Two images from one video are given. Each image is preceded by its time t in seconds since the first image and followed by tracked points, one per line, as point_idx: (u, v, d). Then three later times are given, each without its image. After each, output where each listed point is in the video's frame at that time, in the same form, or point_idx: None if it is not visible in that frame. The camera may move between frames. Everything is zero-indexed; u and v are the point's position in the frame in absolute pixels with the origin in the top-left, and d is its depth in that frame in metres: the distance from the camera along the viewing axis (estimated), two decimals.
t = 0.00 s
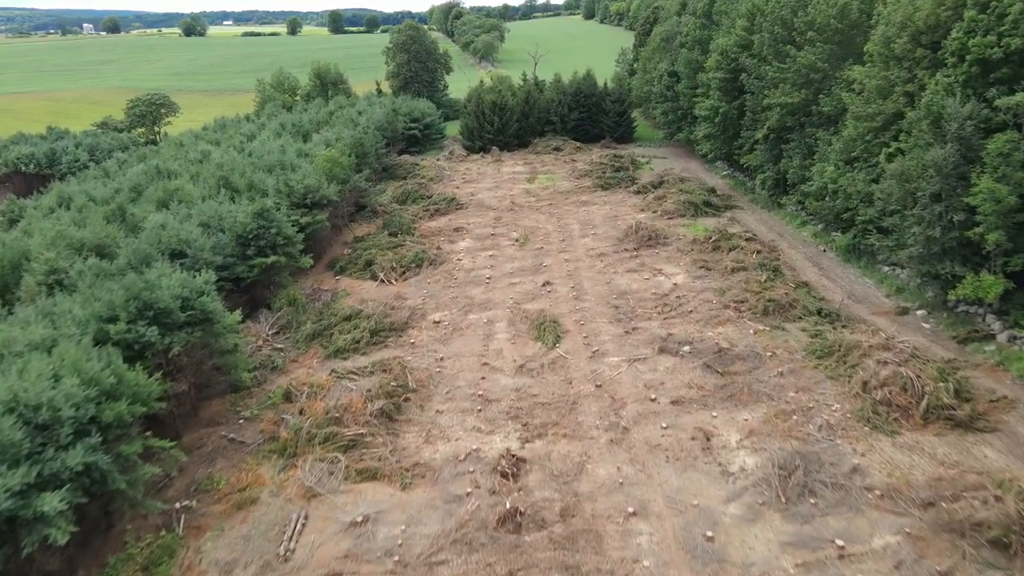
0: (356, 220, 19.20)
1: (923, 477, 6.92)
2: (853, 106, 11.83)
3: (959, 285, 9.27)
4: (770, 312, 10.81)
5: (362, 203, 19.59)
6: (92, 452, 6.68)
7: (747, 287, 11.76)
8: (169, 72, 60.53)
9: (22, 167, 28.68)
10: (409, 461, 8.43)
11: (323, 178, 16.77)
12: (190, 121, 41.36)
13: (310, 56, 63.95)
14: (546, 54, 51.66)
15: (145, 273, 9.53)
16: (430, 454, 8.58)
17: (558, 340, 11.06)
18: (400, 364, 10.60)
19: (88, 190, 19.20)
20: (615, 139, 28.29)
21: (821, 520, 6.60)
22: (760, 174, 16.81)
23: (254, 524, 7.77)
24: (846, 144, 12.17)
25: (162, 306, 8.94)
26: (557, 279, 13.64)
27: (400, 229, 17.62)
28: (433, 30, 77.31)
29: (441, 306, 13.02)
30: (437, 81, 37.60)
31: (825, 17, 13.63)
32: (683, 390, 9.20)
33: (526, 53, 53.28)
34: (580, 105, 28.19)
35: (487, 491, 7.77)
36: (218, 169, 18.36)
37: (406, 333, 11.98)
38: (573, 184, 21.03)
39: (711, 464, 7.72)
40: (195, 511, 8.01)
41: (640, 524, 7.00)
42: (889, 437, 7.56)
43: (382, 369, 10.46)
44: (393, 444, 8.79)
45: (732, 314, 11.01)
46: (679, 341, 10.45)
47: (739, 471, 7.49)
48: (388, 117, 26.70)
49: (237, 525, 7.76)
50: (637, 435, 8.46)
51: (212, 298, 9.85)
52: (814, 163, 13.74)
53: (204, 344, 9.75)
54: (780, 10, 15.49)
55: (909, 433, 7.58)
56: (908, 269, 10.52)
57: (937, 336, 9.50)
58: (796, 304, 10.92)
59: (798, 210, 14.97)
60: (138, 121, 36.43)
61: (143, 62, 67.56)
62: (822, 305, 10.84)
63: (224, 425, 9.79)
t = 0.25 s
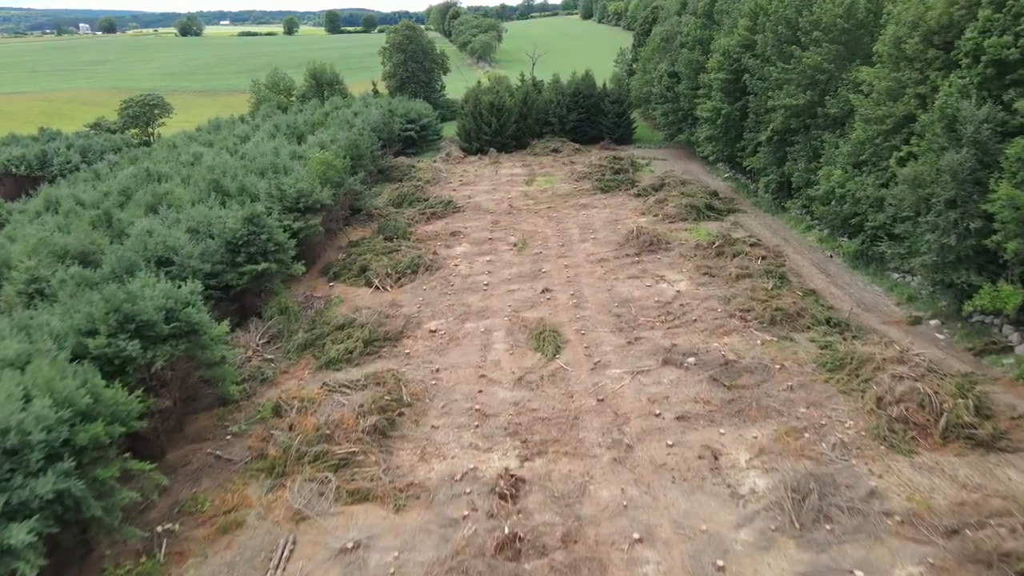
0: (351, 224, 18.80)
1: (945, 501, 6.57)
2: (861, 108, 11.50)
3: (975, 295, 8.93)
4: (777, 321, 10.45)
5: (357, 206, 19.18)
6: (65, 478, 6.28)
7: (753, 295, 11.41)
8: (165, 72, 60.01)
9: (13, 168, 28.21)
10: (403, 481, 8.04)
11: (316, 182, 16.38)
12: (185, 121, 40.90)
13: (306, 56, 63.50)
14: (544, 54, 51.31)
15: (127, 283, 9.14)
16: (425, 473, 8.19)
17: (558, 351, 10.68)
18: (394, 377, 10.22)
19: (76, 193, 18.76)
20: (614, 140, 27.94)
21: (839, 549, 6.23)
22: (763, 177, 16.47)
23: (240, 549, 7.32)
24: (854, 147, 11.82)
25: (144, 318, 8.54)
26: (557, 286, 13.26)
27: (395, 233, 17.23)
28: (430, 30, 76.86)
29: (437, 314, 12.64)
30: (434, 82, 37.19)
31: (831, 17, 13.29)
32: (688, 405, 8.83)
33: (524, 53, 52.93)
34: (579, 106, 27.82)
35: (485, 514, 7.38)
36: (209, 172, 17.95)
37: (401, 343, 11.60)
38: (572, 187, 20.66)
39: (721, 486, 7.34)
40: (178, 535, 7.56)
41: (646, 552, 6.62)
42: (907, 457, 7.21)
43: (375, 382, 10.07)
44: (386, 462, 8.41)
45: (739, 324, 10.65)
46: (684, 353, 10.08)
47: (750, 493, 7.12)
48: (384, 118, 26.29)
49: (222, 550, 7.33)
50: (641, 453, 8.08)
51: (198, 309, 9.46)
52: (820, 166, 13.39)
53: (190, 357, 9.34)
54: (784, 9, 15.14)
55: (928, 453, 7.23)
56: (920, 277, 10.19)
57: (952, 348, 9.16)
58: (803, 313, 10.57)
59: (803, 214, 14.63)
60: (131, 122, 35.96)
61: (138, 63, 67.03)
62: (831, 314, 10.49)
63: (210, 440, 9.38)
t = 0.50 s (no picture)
0: (347, 228, 18.47)
1: (969, 527, 6.24)
2: (871, 110, 11.19)
3: (992, 305, 8.62)
4: (785, 330, 10.14)
5: (353, 209, 18.86)
6: (39, 505, 5.92)
7: (759, 303, 11.09)
8: (163, 72, 59.63)
9: (6, 170, 27.82)
10: (398, 501, 7.71)
11: (311, 185, 16.04)
12: (181, 122, 40.51)
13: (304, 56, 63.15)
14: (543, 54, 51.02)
15: (113, 293, 8.77)
16: (422, 492, 7.86)
17: (560, 361, 10.35)
18: (390, 389, 9.88)
19: (67, 196, 18.40)
20: (615, 142, 27.62)
21: None
22: (768, 180, 16.15)
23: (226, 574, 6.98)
24: (864, 150, 11.50)
25: (129, 330, 8.19)
26: (557, 292, 12.94)
27: (392, 237, 16.89)
28: (428, 30, 76.52)
29: (435, 322, 12.31)
30: (432, 82, 36.85)
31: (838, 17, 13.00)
32: (695, 419, 8.50)
33: (523, 53, 52.63)
34: (579, 107, 27.50)
35: (483, 537, 7.04)
36: (202, 175, 17.59)
37: (398, 352, 11.27)
38: (573, 190, 20.33)
39: (730, 507, 7.00)
40: (161, 557, 7.20)
41: None
42: (926, 478, 6.88)
43: (370, 395, 9.74)
44: (381, 480, 8.07)
45: (745, 333, 10.34)
46: (690, 363, 9.76)
47: (762, 516, 6.77)
48: (381, 119, 25.95)
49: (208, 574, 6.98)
50: (646, 471, 7.75)
51: (187, 320, 9.10)
52: (828, 170, 13.08)
53: (177, 368, 8.98)
54: (790, 8, 14.84)
55: (948, 473, 6.92)
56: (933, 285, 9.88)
57: (968, 359, 8.84)
58: (812, 321, 10.26)
59: (810, 218, 14.30)
60: (126, 123, 35.59)
61: (135, 63, 66.62)
62: (840, 323, 10.18)
63: (198, 456, 9.04)
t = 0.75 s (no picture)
0: (343, 232, 18.08)
1: (999, 559, 5.87)
2: (883, 113, 10.82)
3: (1014, 318, 8.26)
4: (795, 342, 9.77)
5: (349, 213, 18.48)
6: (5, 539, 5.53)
7: (767, 312, 10.72)
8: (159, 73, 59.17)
9: None
10: (393, 526, 7.32)
11: (305, 188, 15.65)
12: (177, 123, 40.08)
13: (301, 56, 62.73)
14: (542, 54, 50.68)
15: (94, 306, 8.37)
16: (417, 516, 7.47)
17: (561, 374, 9.97)
18: (385, 404, 9.50)
19: (56, 200, 17.98)
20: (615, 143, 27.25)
21: None
22: (773, 183, 15.80)
23: None
24: (875, 154, 11.14)
25: (110, 345, 7.80)
26: (558, 300, 12.57)
27: (389, 242, 16.50)
28: (427, 30, 76.19)
29: (432, 331, 11.92)
30: (431, 82, 36.45)
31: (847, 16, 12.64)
32: (703, 438, 8.12)
33: (522, 53, 52.27)
34: (579, 108, 27.12)
35: (482, 566, 6.65)
36: (194, 178, 17.19)
37: (393, 364, 10.88)
38: (573, 192, 19.96)
39: (743, 535, 6.60)
40: None
41: None
42: (950, 504, 6.52)
43: (365, 410, 9.35)
44: (375, 503, 7.68)
45: (754, 344, 9.97)
46: (697, 377, 9.38)
47: (778, 545, 6.39)
48: (378, 120, 25.56)
49: None
50: (653, 493, 7.36)
51: (172, 333, 8.70)
52: (836, 174, 12.72)
53: (161, 383, 8.57)
54: (797, 8, 14.48)
55: (973, 499, 6.55)
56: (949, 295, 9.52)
57: (988, 375, 8.49)
58: (823, 332, 9.90)
59: (817, 223, 13.95)
60: (121, 124, 35.17)
61: (131, 63, 66.15)
62: (853, 334, 9.82)
63: (184, 475, 8.65)
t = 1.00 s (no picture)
0: (339, 236, 17.73)
1: None
2: (893, 115, 10.51)
3: None
4: (805, 353, 9.44)
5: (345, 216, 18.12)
6: None
7: (775, 321, 10.39)
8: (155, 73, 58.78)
9: None
10: (386, 550, 6.98)
11: (300, 192, 15.30)
12: (173, 124, 39.70)
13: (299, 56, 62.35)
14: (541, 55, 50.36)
15: (74, 318, 8.02)
16: (412, 540, 7.11)
17: (562, 386, 9.63)
18: (379, 418, 9.15)
19: (46, 203, 17.60)
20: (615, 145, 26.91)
21: None
22: (778, 187, 15.48)
23: None
24: (886, 157, 10.82)
25: (90, 360, 7.44)
26: (559, 308, 12.22)
27: (386, 247, 16.15)
28: (426, 30, 75.83)
29: (429, 340, 11.58)
30: (429, 83, 36.09)
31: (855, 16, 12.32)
32: (711, 455, 7.78)
33: (521, 53, 51.93)
34: (579, 109, 26.78)
35: None
36: (187, 181, 16.82)
37: (389, 375, 10.53)
38: (573, 195, 19.62)
39: (755, 562, 6.26)
40: None
41: None
42: (973, 530, 6.19)
43: (358, 425, 9.00)
44: (368, 526, 7.33)
45: (762, 355, 9.64)
46: (703, 390, 9.04)
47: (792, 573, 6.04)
48: (375, 121, 25.20)
49: None
50: (659, 516, 7.01)
51: (157, 346, 8.34)
52: (844, 178, 12.40)
53: (146, 399, 8.18)
54: (802, 7, 14.17)
55: (998, 525, 6.23)
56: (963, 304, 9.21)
57: (1007, 389, 8.17)
58: (833, 343, 9.57)
59: (823, 227, 13.62)
60: (116, 125, 34.78)
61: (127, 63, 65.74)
62: (864, 345, 9.49)
63: (169, 494, 8.29)
